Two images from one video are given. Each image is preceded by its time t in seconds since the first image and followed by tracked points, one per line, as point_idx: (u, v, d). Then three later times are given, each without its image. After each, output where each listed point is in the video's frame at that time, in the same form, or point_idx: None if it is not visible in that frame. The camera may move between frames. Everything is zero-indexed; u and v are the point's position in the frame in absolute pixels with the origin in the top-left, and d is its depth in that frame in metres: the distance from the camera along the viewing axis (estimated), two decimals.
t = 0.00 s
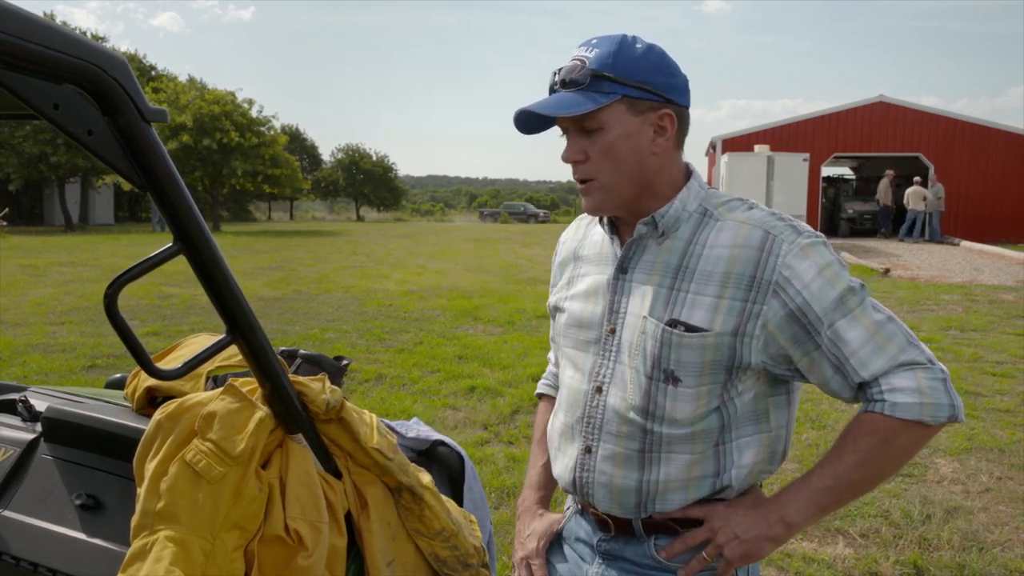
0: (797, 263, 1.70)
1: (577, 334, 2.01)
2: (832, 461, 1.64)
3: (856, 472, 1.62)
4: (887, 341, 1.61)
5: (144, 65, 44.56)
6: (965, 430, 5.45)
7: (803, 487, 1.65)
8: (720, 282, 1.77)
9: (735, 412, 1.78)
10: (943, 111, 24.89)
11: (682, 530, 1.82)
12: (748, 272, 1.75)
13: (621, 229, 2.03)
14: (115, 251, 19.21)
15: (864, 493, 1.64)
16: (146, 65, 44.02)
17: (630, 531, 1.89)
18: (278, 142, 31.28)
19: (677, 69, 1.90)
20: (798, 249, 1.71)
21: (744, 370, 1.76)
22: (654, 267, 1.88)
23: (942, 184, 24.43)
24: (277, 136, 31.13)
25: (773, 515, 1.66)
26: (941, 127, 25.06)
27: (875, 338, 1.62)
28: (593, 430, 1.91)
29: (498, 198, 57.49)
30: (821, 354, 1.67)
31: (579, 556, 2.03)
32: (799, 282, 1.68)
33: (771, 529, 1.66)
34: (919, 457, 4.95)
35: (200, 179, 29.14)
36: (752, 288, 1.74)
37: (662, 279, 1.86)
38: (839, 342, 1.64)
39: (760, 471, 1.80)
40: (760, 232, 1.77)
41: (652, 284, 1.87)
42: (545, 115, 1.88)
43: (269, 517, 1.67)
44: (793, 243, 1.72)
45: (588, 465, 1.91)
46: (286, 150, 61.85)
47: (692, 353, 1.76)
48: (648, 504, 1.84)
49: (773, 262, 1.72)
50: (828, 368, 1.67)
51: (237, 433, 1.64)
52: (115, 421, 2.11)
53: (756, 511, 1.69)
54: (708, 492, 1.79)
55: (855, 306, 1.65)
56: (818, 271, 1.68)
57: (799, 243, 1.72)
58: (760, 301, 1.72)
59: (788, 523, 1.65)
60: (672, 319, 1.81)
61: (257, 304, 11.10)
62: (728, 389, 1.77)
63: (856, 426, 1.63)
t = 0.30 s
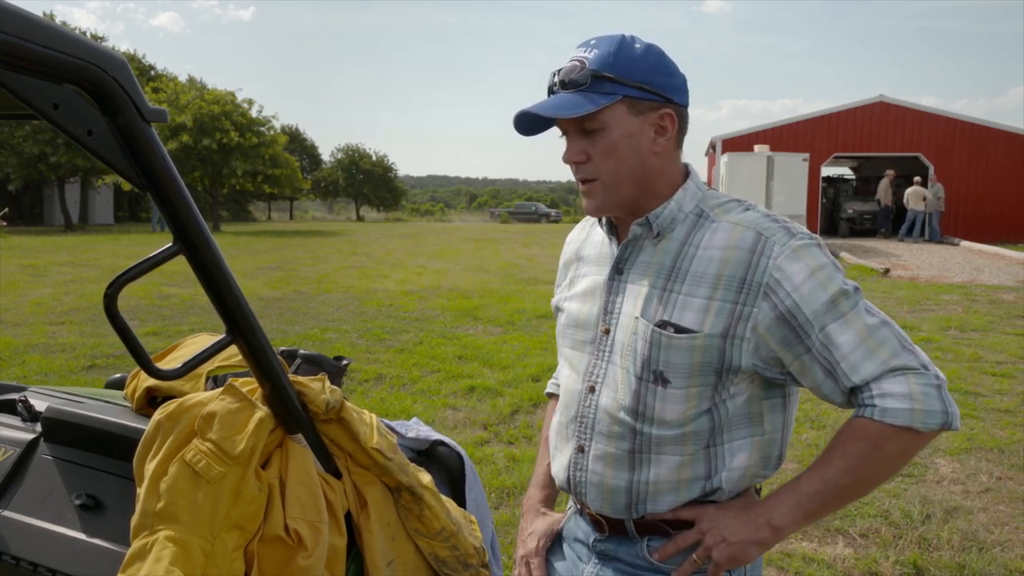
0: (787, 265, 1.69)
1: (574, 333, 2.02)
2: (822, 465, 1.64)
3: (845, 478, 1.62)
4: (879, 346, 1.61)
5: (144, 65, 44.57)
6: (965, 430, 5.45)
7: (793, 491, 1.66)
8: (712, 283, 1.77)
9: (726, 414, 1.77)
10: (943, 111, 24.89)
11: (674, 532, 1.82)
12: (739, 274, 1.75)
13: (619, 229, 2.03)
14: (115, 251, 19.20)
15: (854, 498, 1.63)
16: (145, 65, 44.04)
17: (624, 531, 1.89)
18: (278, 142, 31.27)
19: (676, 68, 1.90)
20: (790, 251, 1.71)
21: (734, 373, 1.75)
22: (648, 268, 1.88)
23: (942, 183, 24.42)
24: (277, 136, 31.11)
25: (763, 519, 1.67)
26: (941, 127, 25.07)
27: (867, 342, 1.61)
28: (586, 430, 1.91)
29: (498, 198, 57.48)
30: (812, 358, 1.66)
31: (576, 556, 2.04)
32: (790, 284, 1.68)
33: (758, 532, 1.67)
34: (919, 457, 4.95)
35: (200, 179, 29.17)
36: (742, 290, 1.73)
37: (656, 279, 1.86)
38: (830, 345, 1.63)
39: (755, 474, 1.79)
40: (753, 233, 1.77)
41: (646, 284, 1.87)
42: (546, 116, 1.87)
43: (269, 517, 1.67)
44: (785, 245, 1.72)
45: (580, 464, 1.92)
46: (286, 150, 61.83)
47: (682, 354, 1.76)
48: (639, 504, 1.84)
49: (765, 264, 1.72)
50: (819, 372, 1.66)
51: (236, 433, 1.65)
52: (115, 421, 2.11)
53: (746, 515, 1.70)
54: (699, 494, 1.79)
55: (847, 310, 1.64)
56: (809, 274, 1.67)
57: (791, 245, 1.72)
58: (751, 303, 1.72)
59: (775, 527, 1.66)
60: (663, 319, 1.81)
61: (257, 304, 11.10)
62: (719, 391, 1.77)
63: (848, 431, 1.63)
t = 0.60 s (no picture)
0: (791, 265, 1.69)
1: (576, 333, 2.03)
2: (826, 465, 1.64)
3: (849, 478, 1.61)
4: (885, 346, 1.61)
5: (144, 65, 44.54)
6: (964, 430, 5.45)
7: (797, 491, 1.66)
8: (716, 283, 1.77)
9: (729, 415, 1.77)
10: (943, 111, 24.88)
11: (676, 530, 1.82)
12: (742, 275, 1.75)
13: (621, 230, 2.04)
14: (115, 251, 19.18)
15: (859, 498, 1.63)
16: (145, 64, 44.05)
17: (628, 532, 1.89)
18: (278, 142, 31.23)
19: (678, 69, 1.90)
20: (793, 251, 1.71)
21: (737, 374, 1.75)
22: (652, 268, 1.89)
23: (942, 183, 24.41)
24: (277, 136, 31.08)
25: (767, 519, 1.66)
26: (941, 127, 25.06)
27: (871, 342, 1.61)
28: (589, 431, 1.92)
29: (498, 198, 57.46)
30: (816, 358, 1.66)
31: (578, 557, 2.03)
32: (793, 284, 1.68)
33: (763, 532, 1.67)
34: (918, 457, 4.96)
35: (200, 179, 29.15)
36: (746, 290, 1.73)
37: (659, 280, 1.87)
38: (834, 344, 1.63)
39: (758, 474, 1.79)
40: (756, 234, 1.77)
41: (649, 285, 1.88)
42: (545, 116, 1.89)
43: (269, 517, 1.67)
44: (788, 245, 1.72)
45: (584, 465, 1.92)
46: (287, 150, 61.78)
47: (685, 355, 1.75)
48: (642, 505, 1.84)
49: (769, 265, 1.72)
50: (824, 373, 1.66)
51: (237, 433, 1.65)
52: (115, 421, 2.11)
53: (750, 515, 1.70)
54: (702, 495, 1.79)
55: (851, 311, 1.64)
56: (813, 274, 1.67)
57: (794, 245, 1.72)
58: (754, 303, 1.72)
59: (779, 527, 1.65)
60: (665, 320, 1.81)
61: (257, 304, 11.10)
62: (723, 393, 1.76)
63: (852, 431, 1.63)
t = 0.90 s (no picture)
0: (803, 264, 1.70)
1: (582, 337, 2.01)
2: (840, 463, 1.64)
3: (865, 473, 1.62)
4: (897, 342, 1.61)
5: (144, 65, 44.52)
6: (964, 430, 5.45)
7: (813, 488, 1.65)
8: (728, 284, 1.77)
9: (742, 415, 1.77)
10: (943, 111, 24.88)
11: (690, 531, 1.82)
12: (755, 275, 1.75)
13: (626, 232, 2.03)
14: (116, 251, 19.18)
15: (875, 493, 1.64)
16: (146, 64, 44.06)
17: (640, 534, 1.89)
18: (278, 142, 31.23)
19: (681, 70, 1.89)
20: (805, 251, 1.71)
21: (752, 373, 1.75)
22: (661, 270, 1.88)
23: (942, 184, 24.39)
24: (277, 136, 31.08)
25: (785, 517, 1.66)
26: (941, 127, 25.05)
27: (884, 339, 1.62)
28: (601, 435, 1.90)
29: (498, 198, 57.48)
30: (830, 356, 1.67)
31: (589, 561, 2.04)
32: (806, 284, 1.68)
33: (781, 530, 1.66)
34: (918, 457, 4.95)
35: (200, 179, 29.14)
36: (759, 290, 1.74)
37: (669, 282, 1.86)
38: (848, 342, 1.63)
39: (769, 472, 1.80)
40: (767, 234, 1.77)
41: (659, 288, 1.87)
42: (546, 119, 1.88)
43: (270, 517, 1.67)
44: (799, 245, 1.73)
45: (595, 469, 1.91)
46: (287, 150, 61.75)
47: (700, 356, 1.76)
48: (656, 507, 1.83)
49: (780, 264, 1.73)
50: (837, 370, 1.66)
51: (237, 433, 1.65)
52: (116, 421, 2.11)
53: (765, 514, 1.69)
54: (716, 495, 1.79)
55: (862, 308, 1.65)
56: (825, 273, 1.68)
57: (805, 244, 1.72)
58: (768, 303, 1.72)
59: (799, 524, 1.65)
60: (680, 322, 1.81)
61: (257, 304, 11.10)
62: (737, 392, 1.77)
63: (867, 428, 1.63)
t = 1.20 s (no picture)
0: (815, 267, 1.70)
1: (589, 335, 2.01)
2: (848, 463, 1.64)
3: (872, 474, 1.62)
4: (906, 345, 1.62)
5: (145, 66, 44.54)
6: (965, 430, 5.45)
7: (820, 486, 1.65)
8: (739, 285, 1.77)
9: (750, 415, 1.78)
10: (943, 111, 24.88)
11: (694, 530, 1.82)
12: (766, 276, 1.75)
13: (635, 231, 2.03)
14: (116, 251, 19.18)
15: (880, 494, 1.64)
16: (146, 65, 44.06)
17: (644, 533, 1.89)
18: (278, 142, 31.23)
19: (693, 67, 1.90)
20: (817, 253, 1.71)
21: (761, 375, 1.76)
22: (670, 270, 1.88)
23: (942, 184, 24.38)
24: (277, 136, 31.07)
25: (791, 515, 1.66)
26: (941, 127, 25.04)
27: (894, 342, 1.62)
28: (607, 434, 1.90)
29: (498, 198, 57.49)
30: (839, 358, 1.67)
31: (591, 560, 2.05)
32: (818, 286, 1.68)
33: (788, 529, 1.66)
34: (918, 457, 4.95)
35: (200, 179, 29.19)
36: (771, 292, 1.74)
37: (679, 282, 1.86)
38: (859, 343, 1.64)
39: (773, 472, 1.80)
40: (778, 236, 1.77)
41: (669, 288, 1.87)
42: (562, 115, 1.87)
43: (270, 517, 1.67)
44: (812, 247, 1.73)
45: (602, 468, 1.90)
46: (287, 150, 61.74)
47: (711, 357, 1.76)
48: (663, 507, 1.83)
49: (792, 266, 1.73)
50: (847, 371, 1.67)
51: (237, 433, 1.65)
52: (115, 421, 2.11)
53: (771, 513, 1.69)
54: (722, 494, 1.79)
55: (872, 311, 1.65)
56: (838, 276, 1.68)
57: (818, 246, 1.73)
58: (779, 305, 1.73)
59: (806, 524, 1.64)
60: (691, 322, 1.81)
61: (257, 304, 11.10)
62: (746, 393, 1.77)
63: (876, 429, 1.63)
